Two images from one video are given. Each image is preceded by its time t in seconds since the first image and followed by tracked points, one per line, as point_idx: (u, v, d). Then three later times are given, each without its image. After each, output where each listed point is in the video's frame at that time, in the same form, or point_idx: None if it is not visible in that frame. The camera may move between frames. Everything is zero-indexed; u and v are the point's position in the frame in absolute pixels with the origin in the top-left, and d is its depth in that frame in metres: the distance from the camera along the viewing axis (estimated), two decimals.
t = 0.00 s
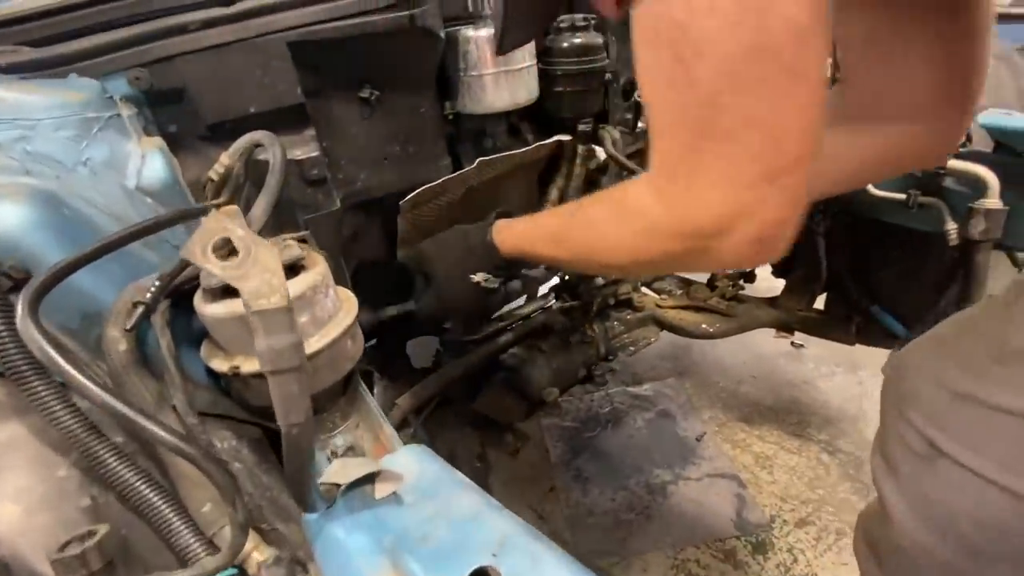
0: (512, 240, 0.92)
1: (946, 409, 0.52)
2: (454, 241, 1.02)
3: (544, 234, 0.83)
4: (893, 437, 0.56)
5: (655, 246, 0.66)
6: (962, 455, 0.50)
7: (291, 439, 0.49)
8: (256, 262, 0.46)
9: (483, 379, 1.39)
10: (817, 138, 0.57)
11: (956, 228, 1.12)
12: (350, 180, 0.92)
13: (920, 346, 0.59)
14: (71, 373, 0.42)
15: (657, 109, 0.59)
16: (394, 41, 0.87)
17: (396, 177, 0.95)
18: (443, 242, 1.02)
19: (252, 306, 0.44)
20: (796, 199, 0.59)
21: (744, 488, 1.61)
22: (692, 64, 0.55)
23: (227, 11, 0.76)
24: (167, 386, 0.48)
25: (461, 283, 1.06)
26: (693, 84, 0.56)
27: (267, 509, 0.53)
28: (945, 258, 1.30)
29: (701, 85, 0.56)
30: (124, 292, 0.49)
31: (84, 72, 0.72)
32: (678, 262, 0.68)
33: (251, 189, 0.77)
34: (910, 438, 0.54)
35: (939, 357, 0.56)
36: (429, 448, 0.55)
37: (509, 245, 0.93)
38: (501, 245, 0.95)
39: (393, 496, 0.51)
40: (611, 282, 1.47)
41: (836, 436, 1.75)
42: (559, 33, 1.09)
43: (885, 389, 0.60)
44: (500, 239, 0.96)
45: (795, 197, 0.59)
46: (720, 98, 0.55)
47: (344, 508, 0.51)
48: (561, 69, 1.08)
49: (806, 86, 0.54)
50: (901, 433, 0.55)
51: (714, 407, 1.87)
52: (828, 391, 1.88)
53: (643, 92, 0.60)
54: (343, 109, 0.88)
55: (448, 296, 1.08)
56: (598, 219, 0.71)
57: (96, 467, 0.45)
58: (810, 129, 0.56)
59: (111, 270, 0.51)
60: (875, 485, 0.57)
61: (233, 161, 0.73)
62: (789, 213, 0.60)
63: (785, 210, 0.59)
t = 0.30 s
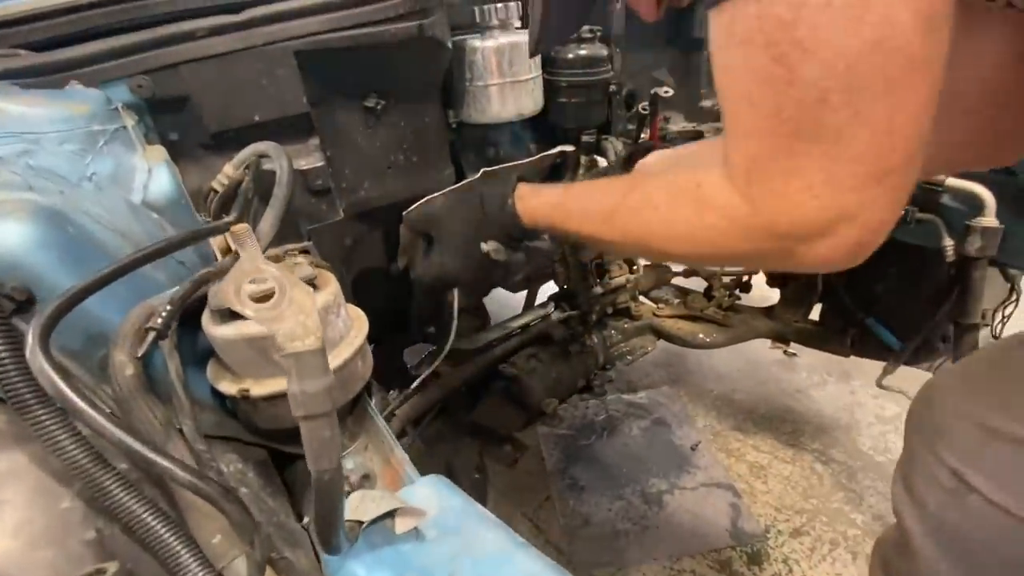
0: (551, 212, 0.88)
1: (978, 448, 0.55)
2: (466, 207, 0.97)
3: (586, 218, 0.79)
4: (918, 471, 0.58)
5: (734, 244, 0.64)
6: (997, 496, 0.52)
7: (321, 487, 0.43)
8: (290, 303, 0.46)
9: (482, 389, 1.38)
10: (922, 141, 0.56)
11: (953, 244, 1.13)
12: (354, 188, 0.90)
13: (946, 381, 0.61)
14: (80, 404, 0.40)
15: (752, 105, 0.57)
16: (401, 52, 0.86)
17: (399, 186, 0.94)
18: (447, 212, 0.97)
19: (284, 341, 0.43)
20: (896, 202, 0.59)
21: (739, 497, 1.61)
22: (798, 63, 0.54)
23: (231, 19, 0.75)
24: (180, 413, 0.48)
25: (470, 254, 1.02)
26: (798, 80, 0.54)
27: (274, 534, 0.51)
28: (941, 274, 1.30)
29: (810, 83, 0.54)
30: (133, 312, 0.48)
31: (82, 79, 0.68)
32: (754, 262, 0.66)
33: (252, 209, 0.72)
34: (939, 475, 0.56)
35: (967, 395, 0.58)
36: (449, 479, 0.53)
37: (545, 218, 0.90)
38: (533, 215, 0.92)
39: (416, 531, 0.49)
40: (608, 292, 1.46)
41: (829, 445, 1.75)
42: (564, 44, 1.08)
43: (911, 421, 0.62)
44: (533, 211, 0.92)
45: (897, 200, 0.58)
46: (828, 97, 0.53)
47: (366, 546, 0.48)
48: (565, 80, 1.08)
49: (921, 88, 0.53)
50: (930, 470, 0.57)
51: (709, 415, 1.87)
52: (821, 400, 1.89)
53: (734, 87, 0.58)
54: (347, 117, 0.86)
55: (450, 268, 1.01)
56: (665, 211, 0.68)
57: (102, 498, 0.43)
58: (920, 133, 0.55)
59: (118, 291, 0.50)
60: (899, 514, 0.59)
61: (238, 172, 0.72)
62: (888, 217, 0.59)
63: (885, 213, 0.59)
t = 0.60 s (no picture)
0: (569, 177, 0.79)
1: (1007, 497, 0.59)
2: (472, 165, 0.91)
3: (611, 188, 0.73)
4: (946, 513, 0.63)
5: (786, 225, 0.62)
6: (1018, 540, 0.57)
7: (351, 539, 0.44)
8: (327, 362, 0.44)
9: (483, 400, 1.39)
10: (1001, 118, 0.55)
11: (950, 261, 1.14)
12: (357, 206, 0.92)
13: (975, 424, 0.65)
14: (97, 443, 0.41)
15: (816, 78, 0.56)
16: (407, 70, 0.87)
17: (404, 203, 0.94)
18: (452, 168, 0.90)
19: (322, 406, 0.41)
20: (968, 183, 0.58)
21: (737, 508, 1.62)
22: (869, 37, 0.53)
23: (239, 41, 0.74)
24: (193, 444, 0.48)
25: (474, 216, 0.92)
26: (866, 53, 0.53)
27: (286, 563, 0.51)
28: (941, 288, 1.32)
29: (878, 56, 0.53)
30: (148, 344, 0.48)
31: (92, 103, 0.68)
32: (802, 245, 0.65)
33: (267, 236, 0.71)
34: (967, 521, 0.61)
35: (994, 442, 0.63)
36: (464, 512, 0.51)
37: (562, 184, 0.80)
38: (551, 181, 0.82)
39: (435, 570, 0.48)
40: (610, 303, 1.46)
41: (826, 455, 1.76)
42: (569, 62, 1.08)
43: (936, 462, 0.66)
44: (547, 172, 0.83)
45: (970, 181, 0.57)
46: (903, 66, 0.53)
47: None
48: (569, 98, 1.08)
49: (1000, 64, 0.53)
50: (957, 515, 0.62)
51: (707, 424, 1.88)
52: (817, 410, 1.90)
53: (796, 59, 0.57)
54: (353, 137, 0.87)
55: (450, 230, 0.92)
56: (710, 187, 0.65)
57: (119, 534, 0.43)
58: (998, 111, 0.55)
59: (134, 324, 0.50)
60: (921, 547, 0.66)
61: (247, 193, 0.72)
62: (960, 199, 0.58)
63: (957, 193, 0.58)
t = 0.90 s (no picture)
0: (625, 136, 0.72)
1: (1013, 508, 0.65)
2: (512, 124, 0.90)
3: (677, 147, 0.65)
4: (955, 517, 0.70)
5: (908, 179, 0.53)
6: None
7: (373, 549, 0.48)
8: (350, 377, 0.48)
9: (483, 410, 1.40)
10: None
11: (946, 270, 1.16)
12: (363, 216, 0.88)
13: (984, 436, 0.68)
14: (114, 453, 0.41)
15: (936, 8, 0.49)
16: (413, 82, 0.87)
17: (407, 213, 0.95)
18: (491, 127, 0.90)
19: (347, 419, 0.46)
20: None
21: (738, 516, 1.62)
22: None
23: (249, 55, 0.75)
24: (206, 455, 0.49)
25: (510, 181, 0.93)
26: None
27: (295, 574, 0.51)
28: (938, 297, 1.34)
29: None
30: (162, 357, 0.49)
31: (104, 115, 0.69)
32: (916, 209, 0.56)
33: (277, 247, 0.71)
34: (978, 530, 0.67)
35: (1002, 453, 0.67)
36: (476, 522, 0.51)
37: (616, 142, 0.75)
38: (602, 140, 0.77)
39: None
40: (611, 311, 1.47)
41: (825, 462, 1.76)
42: (571, 75, 1.10)
43: (950, 471, 0.71)
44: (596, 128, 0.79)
45: None
46: None
47: None
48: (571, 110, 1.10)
49: None
50: (971, 525, 0.68)
51: (706, 432, 1.88)
52: (816, 417, 1.91)
53: None
54: (358, 147, 0.85)
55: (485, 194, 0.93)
56: (808, 141, 0.56)
57: (132, 545, 0.44)
58: None
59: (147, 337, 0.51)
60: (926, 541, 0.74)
61: (253, 206, 0.73)
62: None
63: None
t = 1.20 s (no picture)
0: (681, 86, 0.73)
1: (1005, 505, 0.63)
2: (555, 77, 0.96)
3: (737, 98, 0.67)
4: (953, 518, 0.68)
5: (984, 125, 0.54)
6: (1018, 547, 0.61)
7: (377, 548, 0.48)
8: (350, 382, 0.48)
9: (478, 415, 1.41)
10: None
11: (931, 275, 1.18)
12: (360, 224, 0.91)
13: (978, 434, 0.69)
14: (121, 452, 0.43)
15: None
16: (410, 93, 0.87)
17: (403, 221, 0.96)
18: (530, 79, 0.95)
19: (349, 423, 0.46)
20: None
21: (731, 519, 1.63)
22: None
23: (249, 67, 0.76)
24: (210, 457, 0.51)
25: (546, 131, 0.98)
26: None
27: None
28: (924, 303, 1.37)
29: None
30: (165, 363, 0.50)
31: (106, 126, 0.70)
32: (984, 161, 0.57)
33: (277, 256, 0.73)
34: (972, 526, 0.65)
35: (996, 453, 0.66)
36: (472, 522, 0.53)
37: (667, 99, 0.75)
38: (651, 94, 0.77)
39: None
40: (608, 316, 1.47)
41: (817, 465, 1.78)
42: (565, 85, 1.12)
43: (946, 472, 0.70)
44: (647, 79, 0.79)
45: None
46: None
47: None
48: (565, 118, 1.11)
49: None
50: (960, 519, 0.66)
51: (700, 436, 1.90)
52: (807, 421, 1.93)
53: None
54: (360, 158, 0.87)
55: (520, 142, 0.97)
56: (879, 90, 0.58)
57: (136, 546, 0.45)
58: None
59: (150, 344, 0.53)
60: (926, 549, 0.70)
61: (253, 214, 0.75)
62: None
63: None
